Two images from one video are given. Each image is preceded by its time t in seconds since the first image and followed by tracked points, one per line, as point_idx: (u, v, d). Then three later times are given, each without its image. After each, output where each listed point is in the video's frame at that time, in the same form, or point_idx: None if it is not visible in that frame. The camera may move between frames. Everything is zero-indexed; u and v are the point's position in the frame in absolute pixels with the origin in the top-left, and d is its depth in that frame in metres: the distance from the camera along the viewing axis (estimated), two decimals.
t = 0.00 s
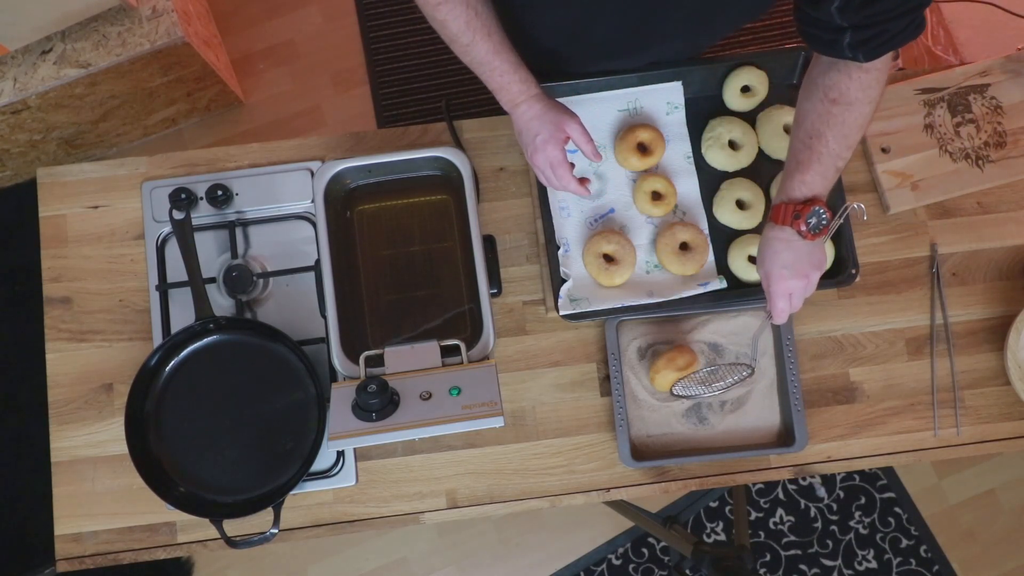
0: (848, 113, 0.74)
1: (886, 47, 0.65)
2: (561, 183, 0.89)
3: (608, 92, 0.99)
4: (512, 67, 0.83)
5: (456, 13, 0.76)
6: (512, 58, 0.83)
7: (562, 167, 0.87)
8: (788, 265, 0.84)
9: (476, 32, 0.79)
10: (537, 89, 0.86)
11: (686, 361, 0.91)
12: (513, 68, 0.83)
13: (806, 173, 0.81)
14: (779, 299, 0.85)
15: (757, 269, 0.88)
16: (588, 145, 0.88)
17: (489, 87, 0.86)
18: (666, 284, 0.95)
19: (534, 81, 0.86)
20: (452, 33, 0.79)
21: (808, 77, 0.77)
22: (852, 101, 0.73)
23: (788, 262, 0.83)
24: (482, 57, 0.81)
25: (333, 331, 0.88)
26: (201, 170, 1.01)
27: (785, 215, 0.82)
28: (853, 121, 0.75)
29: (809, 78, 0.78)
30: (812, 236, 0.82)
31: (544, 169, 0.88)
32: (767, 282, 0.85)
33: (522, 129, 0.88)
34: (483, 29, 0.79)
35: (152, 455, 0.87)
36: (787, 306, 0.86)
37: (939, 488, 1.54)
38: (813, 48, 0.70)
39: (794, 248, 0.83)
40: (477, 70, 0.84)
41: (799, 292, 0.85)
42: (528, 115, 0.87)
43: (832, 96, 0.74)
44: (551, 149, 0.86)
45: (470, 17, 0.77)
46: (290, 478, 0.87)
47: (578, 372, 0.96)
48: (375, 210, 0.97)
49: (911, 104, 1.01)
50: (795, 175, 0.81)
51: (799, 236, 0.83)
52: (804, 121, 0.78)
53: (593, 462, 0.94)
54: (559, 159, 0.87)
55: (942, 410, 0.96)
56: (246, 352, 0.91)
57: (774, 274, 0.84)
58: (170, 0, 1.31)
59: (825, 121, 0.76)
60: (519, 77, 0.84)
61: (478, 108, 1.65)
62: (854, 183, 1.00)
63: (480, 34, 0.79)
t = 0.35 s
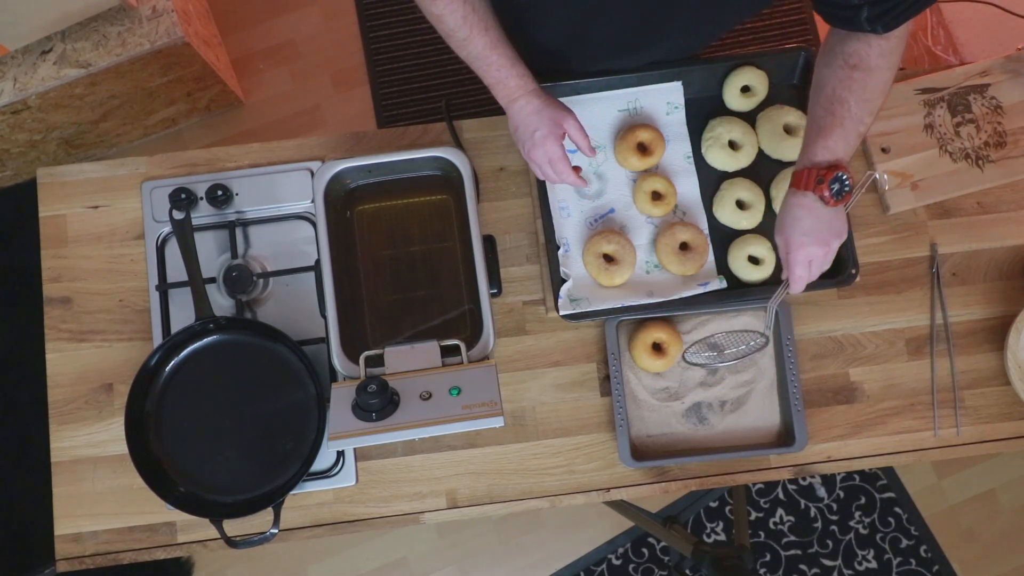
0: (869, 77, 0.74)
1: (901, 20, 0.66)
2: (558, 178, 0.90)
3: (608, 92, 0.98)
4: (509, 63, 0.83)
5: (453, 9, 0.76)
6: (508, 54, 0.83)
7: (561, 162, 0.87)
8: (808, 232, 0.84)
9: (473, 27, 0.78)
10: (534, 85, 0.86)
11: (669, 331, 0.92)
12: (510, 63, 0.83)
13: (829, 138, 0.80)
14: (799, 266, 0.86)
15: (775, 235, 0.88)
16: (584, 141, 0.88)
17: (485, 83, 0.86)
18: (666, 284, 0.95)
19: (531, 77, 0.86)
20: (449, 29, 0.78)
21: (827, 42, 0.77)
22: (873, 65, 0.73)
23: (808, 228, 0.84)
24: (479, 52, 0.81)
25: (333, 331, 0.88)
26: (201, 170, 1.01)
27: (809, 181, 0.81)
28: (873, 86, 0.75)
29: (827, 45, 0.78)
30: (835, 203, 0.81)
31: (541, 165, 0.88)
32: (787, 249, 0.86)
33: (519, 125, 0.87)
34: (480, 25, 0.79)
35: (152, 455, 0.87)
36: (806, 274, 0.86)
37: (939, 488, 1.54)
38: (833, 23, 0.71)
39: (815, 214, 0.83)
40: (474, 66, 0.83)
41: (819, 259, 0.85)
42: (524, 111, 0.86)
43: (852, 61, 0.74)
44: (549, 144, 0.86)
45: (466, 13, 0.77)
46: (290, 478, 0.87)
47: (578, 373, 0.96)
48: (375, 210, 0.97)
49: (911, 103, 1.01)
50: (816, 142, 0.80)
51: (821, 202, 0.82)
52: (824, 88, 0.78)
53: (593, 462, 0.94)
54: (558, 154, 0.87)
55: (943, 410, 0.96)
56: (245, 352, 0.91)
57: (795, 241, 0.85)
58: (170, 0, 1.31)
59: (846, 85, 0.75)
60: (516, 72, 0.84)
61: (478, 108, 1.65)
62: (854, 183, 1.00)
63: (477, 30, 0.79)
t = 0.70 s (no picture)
0: None
1: None
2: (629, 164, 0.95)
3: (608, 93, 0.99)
4: (570, 62, 0.84)
5: (512, 31, 0.76)
6: (565, 54, 0.84)
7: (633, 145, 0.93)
8: (853, 113, 0.90)
9: (532, 41, 0.79)
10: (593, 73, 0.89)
11: (669, 330, 0.93)
12: (571, 62, 0.84)
13: (884, 14, 0.86)
14: (834, 147, 0.91)
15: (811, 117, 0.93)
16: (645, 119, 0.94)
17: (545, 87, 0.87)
18: (666, 284, 0.95)
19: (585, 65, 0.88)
20: (511, 51, 0.79)
21: None
22: None
23: (854, 108, 0.89)
24: (543, 62, 0.82)
25: (333, 331, 0.88)
26: (201, 170, 1.01)
27: (867, 56, 0.87)
28: None
29: None
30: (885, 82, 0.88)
31: (618, 152, 0.93)
32: (828, 130, 0.91)
33: (591, 119, 0.91)
34: (536, 36, 0.79)
35: (152, 455, 0.87)
36: (837, 157, 0.92)
37: (939, 488, 1.54)
38: None
39: (864, 94, 0.89)
40: (537, 76, 0.84)
41: (854, 145, 0.91)
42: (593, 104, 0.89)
43: None
44: (627, 130, 0.91)
45: (523, 31, 0.77)
46: (290, 478, 0.87)
47: (578, 373, 0.96)
48: (375, 210, 0.97)
49: (911, 103, 1.01)
50: (870, 19, 0.87)
51: (871, 83, 0.89)
52: None
53: (593, 462, 0.94)
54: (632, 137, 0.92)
55: (943, 410, 0.96)
56: (246, 352, 0.91)
57: (838, 122, 0.90)
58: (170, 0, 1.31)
59: None
60: (579, 70, 0.85)
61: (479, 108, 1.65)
62: (854, 183, 1.00)
63: (535, 42, 0.79)
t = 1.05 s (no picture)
0: None
1: None
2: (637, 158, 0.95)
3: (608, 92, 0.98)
4: (573, 61, 0.84)
5: (515, 36, 0.76)
6: (569, 53, 0.84)
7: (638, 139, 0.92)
8: (841, 60, 0.90)
9: (535, 43, 0.78)
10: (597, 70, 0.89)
11: (669, 330, 0.92)
12: (576, 61, 0.84)
13: None
14: (823, 92, 0.93)
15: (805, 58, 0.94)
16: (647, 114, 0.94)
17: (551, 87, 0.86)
18: (666, 284, 0.95)
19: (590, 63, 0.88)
20: (514, 56, 0.79)
21: None
22: None
23: (842, 55, 0.89)
24: (548, 62, 0.82)
25: (333, 331, 0.88)
26: (201, 170, 1.01)
27: (856, 4, 0.86)
28: None
29: None
30: (876, 29, 0.86)
31: (624, 147, 0.93)
32: (818, 74, 0.92)
33: (595, 114, 0.90)
34: (540, 38, 0.79)
35: (152, 455, 0.87)
36: (828, 100, 0.94)
37: (939, 488, 1.54)
38: None
39: (852, 41, 0.88)
40: (542, 76, 0.84)
41: (845, 87, 0.92)
42: (598, 99, 0.89)
43: None
44: (632, 124, 0.92)
45: (526, 34, 0.77)
46: (290, 478, 0.87)
47: (578, 373, 0.96)
48: (375, 210, 0.97)
49: (911, 103, 1.01)
50: None
51: (861, 28, 0.88)
52: None
53: (593, 462, 0.94)
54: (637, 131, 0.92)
55: (942, 410, 0.96)
56: (246, 352, 0.91)
57: (827, 69, 0.91)
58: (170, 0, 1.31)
59: None
60: (583, 67, 0.85)
61: (479, 107, 1.65)
62: (854, 183, 1.00)
63: (539, 44, 0.79)
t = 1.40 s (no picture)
0: (913, 4, 0.75)
1: None
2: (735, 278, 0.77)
3: (608, 92, 0.98)
4: (650, 170, 0.75)
5: (587, 124, 0.70)
6: (644, 164, 0.75)
7: (733, 252, 0.76)
8: (842, 180, 0.83)
9: (605, 141, 0.72)
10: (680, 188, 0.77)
11: (670, 331, 0.92)
12: (651, 171, 0.75)
13: (881, 80, 0.77)
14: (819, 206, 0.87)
15: (799, 171, 0.86)
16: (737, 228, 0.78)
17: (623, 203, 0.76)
18: (666, 284, 0.95)
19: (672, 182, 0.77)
20: (583, 154, 0.72)
21: None
22: None
23: (844, 175, 0.82)
24: (619, 166, 0.73)
25: (334, 331, 0.88)
26: (201, 170, 1.01)
27: (865, 130, 0.77)
28: (917, 15, 0.76)
29: None
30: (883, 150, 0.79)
31: (718, 266, 0.76)
32: (818, 192, 0.85)
33: (678, 231, 0.76)
34: (613, 136, 0.73)
35: (153, 455, 0.87)
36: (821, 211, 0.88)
37: (939, 488, 1.54)
38: None
39: (859, 163, 0.81)
40: (614, 189, 0.75)
41: (842, 202, 0.86)
42: (679, 213, 0.75)
43: None
44: (722, 237, 0.75)
45: (599, 130, 0.71)
46: (290, 478, 0.87)
47: (578, 373, 0.96)
48: (375, 210, 0.97)
49: (911, 103, 1.01)
50: (867, 85, 0.78)
51: (866, 150, 0.80)
52: (868, 24, 0.77)
53: (593, 462, 0.94)
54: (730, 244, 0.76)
55: (943, 410, 0.96)
56: (246, 352, 0.91)
57: (827, 189, 0.84)
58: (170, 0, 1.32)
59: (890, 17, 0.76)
60: (658, 175, 0.75)
61: (479, 107, 1.65)
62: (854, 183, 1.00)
63: (611, 143, 0.72)
